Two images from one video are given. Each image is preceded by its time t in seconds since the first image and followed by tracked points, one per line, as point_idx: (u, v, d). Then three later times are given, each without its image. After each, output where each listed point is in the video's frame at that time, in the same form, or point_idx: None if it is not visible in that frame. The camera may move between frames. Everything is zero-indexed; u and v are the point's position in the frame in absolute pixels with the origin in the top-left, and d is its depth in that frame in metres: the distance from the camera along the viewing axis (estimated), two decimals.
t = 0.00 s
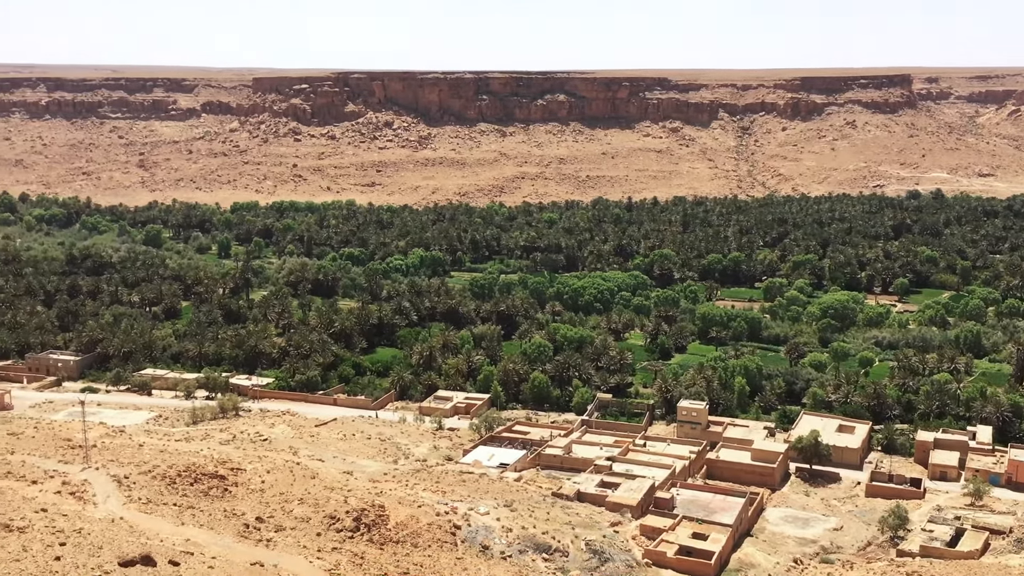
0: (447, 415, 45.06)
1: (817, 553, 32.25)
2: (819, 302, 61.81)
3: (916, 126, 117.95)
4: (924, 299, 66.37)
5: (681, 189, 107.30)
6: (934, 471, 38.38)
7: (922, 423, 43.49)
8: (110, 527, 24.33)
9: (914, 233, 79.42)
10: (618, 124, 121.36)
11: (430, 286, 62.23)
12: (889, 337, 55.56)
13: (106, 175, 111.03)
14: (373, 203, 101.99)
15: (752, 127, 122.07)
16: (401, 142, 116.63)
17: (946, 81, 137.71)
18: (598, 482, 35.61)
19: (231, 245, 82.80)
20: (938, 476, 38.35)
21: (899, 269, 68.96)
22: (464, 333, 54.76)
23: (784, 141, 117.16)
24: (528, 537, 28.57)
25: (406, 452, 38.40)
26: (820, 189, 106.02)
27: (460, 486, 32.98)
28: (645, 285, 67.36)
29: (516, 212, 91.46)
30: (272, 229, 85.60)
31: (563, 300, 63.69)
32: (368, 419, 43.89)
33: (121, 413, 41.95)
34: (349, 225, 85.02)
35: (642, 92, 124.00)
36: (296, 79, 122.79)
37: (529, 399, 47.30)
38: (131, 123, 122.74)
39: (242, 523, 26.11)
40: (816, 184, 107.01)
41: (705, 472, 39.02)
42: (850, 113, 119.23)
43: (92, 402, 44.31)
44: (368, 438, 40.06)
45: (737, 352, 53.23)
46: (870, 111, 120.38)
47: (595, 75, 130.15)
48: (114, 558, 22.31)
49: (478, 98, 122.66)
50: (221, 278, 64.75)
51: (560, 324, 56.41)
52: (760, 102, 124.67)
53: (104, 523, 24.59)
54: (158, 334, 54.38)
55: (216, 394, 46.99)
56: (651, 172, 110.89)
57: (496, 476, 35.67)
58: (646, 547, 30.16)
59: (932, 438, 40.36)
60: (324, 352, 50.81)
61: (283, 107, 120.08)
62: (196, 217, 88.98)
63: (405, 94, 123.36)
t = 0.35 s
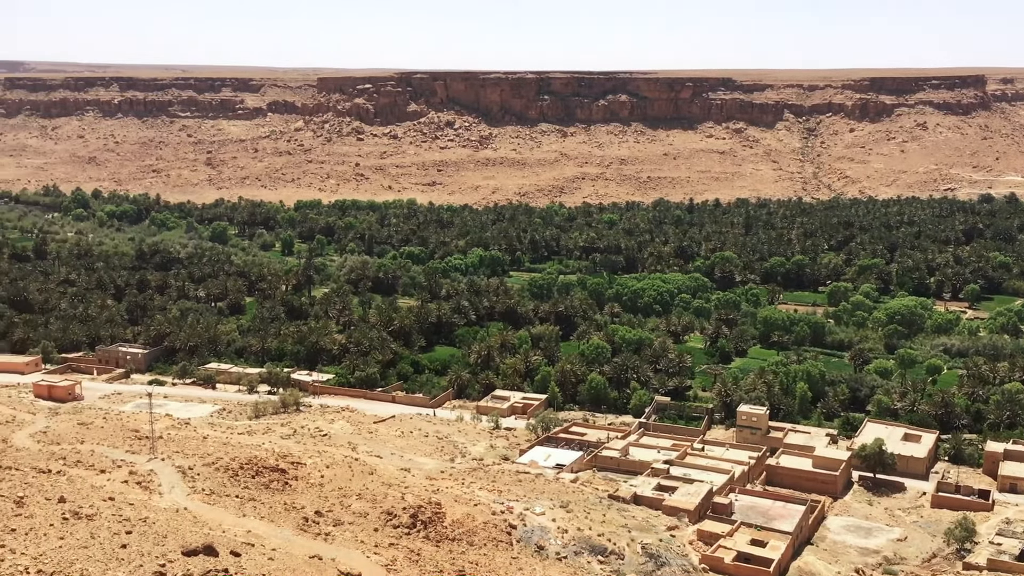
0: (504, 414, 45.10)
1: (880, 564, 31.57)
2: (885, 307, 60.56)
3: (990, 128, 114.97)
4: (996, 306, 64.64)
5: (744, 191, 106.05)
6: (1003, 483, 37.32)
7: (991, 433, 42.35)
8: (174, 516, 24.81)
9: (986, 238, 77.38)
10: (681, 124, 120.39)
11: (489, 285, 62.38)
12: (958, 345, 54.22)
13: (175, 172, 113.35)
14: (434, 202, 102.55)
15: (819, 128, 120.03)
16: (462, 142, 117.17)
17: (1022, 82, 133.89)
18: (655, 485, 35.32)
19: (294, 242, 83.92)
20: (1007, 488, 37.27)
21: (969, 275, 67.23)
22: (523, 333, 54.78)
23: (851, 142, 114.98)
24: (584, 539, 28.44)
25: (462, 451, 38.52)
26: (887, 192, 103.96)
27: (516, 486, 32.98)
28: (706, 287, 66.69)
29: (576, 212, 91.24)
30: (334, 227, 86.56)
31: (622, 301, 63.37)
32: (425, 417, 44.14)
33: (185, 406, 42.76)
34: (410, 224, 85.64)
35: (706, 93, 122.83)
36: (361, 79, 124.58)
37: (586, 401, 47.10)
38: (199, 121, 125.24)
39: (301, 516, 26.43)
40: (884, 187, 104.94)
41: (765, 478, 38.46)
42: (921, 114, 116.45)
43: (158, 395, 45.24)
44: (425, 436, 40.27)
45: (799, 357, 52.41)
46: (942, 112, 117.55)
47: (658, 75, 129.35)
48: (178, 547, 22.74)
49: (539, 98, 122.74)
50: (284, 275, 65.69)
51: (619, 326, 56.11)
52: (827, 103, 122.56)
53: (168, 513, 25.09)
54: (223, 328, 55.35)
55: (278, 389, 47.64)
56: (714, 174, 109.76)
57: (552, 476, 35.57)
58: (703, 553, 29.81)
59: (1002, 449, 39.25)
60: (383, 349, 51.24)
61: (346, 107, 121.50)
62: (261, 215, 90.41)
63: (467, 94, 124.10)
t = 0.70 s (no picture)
0: (562, 416, 45.06)
1: None
2: (955, 314, 59.12)
3: None
4: None
5: (809, 193, 104.42)
6: None
7: None
8: (237, 510, 25.25)
9: None
10: (744, 126, 119.04)
11: (548, 286, 62.40)
12: None
13: (242, 172, 115.43)
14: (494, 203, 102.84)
15: (887, 130, 117.57)
16: (523, 143, 117.33)
17: None
18: (714, 491, 34.95)
19: (356, 242, 84.87)
20: None
21: None
22: (582, 335, 54.68)
23: (921, 145, 112.41)
24: (640, 543, 28.25)
25: (520, 451, 38.56)
26: (958, 196, 101.46)
27: (573, 488, 32.90)
28: (768, 291, 65.81)
29: (637, 215, 90.77)
30: (396, 227, 87.31)
31: (682, 304, 62.89)
32: (483, 416, 44.32)
33: (248, 401, 43.55)
34: (470, 225, 86.03)
35: (771, 94, 121.26)
36: (424, 80, 125.62)
37: (644, 404, 46.80)
38: (266, 122, 127.38)
39: (360, 513, 26.70)
40: (955, 192, 102.45)
41: (827, 486, 37.79)
42: (995, 117, 113.10)
43: (223, 390, 46.12)
44: (483, 436, 40.41)
45: (864, 363, 51.44)
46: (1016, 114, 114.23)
47: (722, 76, 128.10)
48: (240, 539, 23.14)
49: (601, 100, 122.45)
50: (346, 274, 66.52)
51: (678, 329, 55.70)
52: (896, 105, 120.01)
53: (231, 506, 25.54)
54: (285, 326, 56.26)
55: (339, 386, 48.22)
56: (778, 176, 108.29)
57: (609, 479, 35.41)
58: (762, 561, 29.40)
59: None
60: (442, 349, 51.58)
61: (409, 108, 122.61)
62: (324, 215, 91.65)
63: (529, 95, 124.32)
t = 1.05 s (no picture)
0: (618, 421, 44.83)
1: None
2: None
3: None
4: None
5: (872, 198, 102.51)
6: None
7: None
8: (296, 509, 25.58)
9: None
10: (806, 129, 117.42)
11: (605, 291, 62.15)
12: None
13: (303, 176, 117.09)
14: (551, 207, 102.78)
15: (954, 133, 114.82)
16: (581, 147, 117.16)
17: None
18: (773, 499, 34.46)
19: (414, 245, 85.53)
20: None
21: None
22: (639, 339, 54.37)
23: (990, 149, 109.59)
24: (697, 551, 27.97)
25: (576, 456, 38.45)
26: None
27: (629, 494, 32.68)
28: (830, 297, 64.77)
29: (695, 219, 90.03)
30: (453, 230, 87.78)
31: (741, 309, 62.19)
32: (539, 420, 44.29)
33: (308, 402, 44.14)
34: (527, 228, 86.14)
35: (833, 97, 119.37)
36: (482, 85, 126.25)
37: (702, 410, 46.34)
38: (326, 126, 129.04)
39: (416, 514, 26.85)
40: None
41: (889, 497, 37.01)
42: None
43: (283, 390, 46.77)
44: (539, 439, 40.37)
45: (929, 372, 50.32)
46: None
47: (784, 79, 126.50)
48: (298, 538, 23.43)
49: (660, 103, 121.78)
50: (404, 277, 67.05)
51: (737, 335, 55.08)
52: (964, 107, 117.21)
53: (290, 505, 25.89)
54: (344, 328, 56.87)
55: (396, 388, 48.59)
56: (841, 180, 106.54)
57: (665, 485, 35.12)
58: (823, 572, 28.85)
59: None
60: (498, 352, 51.69)
61: (467, 113, 123.28)
62: (383, 218, 92.56)
63: (587, 99, 124.16)
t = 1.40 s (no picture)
0: (675, 427, 44.45)
1: None
2: None
3: None
4: None
5: (939, 203, 100.18)
6: None
7: None
8: (352, 508, 25.83)
9: None
10: (870, 133, 115.40)
11: (662, 295, 61.67)
12: None
13: (362, 179, 118.31)
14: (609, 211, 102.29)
15: None
16: (640, 151, 116.58)
17: None
18: (833, 509, 33.85)
19: (472, 248, 85.86)
20: None
21: None
22: (696, 345, 53.86)
23: None
24: (754, 560, 27.61)
25: (632, 461, 38.22)
26: None
27: (685, 501, 32.37)
28: (894, 304, 63.46)
29: (755, 223, 88.93)
30: (510, 234, 87.92)
31: (802, 316, 61.25)
32: (595, 425, 44.12)
33: (365, 403, 44.56)
34: (585, 232, 85.91)
35: (899, 100, 117.07)
36: (541, 89, 126.42)
37: (760, 417, 45.73)
38: (386, 130, 130.21)
39: (471, 517, 26.93)
40: None
41: (954, 509, 36.14)
42: None
43: (341, 391, 47.28)
44: (595, 444, 40.21)
45: (997, 382, 49.01)
46: None
47: (848, 82, 124.48)
48: (355, 537, 23.67)
49: (720, 107, 120.65)
50: (461, 280, 67.32)
51: (797, 342, 54.24)
52: None
53: (347, 505, 26.15)
54: (401, 330, 57.29)
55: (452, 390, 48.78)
56: (907, 185, 104.40)
57: (723, 493, 34.71)
58: None
59: None
60: (555, 356, 51.63)
61: (526, 117, 123.48)
62: (440, 222, 93.10)
63: (646, 103, 123.57)
